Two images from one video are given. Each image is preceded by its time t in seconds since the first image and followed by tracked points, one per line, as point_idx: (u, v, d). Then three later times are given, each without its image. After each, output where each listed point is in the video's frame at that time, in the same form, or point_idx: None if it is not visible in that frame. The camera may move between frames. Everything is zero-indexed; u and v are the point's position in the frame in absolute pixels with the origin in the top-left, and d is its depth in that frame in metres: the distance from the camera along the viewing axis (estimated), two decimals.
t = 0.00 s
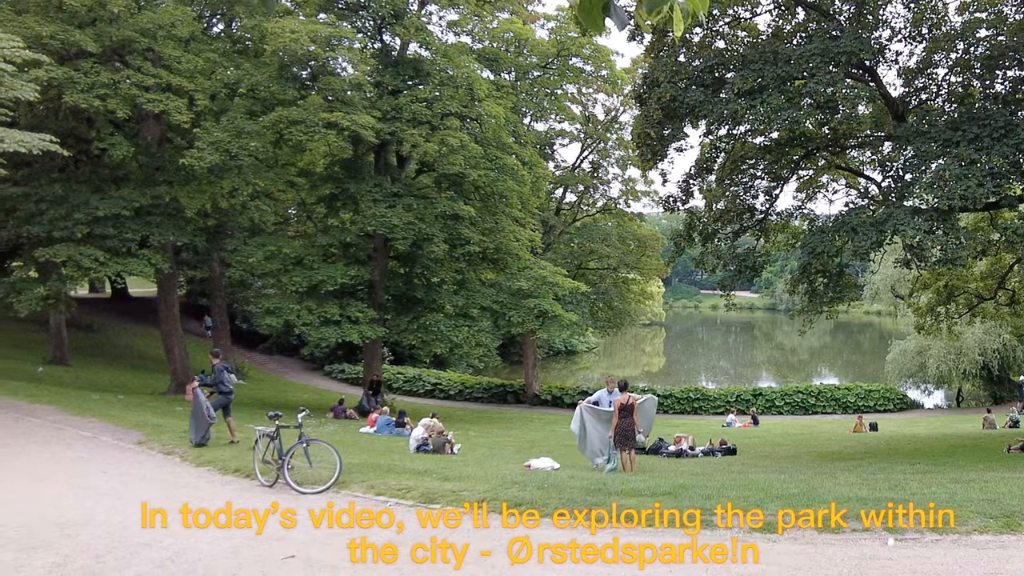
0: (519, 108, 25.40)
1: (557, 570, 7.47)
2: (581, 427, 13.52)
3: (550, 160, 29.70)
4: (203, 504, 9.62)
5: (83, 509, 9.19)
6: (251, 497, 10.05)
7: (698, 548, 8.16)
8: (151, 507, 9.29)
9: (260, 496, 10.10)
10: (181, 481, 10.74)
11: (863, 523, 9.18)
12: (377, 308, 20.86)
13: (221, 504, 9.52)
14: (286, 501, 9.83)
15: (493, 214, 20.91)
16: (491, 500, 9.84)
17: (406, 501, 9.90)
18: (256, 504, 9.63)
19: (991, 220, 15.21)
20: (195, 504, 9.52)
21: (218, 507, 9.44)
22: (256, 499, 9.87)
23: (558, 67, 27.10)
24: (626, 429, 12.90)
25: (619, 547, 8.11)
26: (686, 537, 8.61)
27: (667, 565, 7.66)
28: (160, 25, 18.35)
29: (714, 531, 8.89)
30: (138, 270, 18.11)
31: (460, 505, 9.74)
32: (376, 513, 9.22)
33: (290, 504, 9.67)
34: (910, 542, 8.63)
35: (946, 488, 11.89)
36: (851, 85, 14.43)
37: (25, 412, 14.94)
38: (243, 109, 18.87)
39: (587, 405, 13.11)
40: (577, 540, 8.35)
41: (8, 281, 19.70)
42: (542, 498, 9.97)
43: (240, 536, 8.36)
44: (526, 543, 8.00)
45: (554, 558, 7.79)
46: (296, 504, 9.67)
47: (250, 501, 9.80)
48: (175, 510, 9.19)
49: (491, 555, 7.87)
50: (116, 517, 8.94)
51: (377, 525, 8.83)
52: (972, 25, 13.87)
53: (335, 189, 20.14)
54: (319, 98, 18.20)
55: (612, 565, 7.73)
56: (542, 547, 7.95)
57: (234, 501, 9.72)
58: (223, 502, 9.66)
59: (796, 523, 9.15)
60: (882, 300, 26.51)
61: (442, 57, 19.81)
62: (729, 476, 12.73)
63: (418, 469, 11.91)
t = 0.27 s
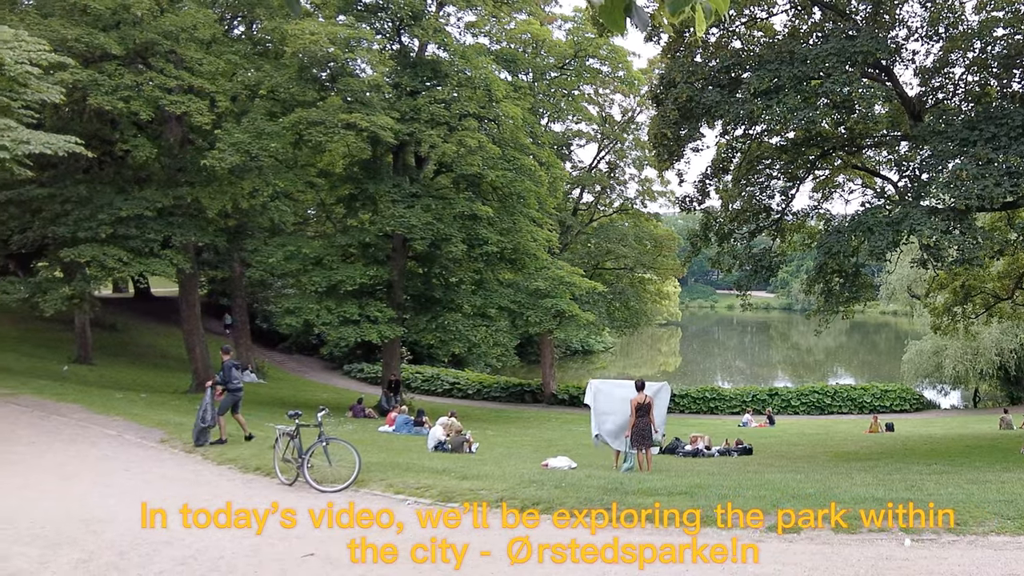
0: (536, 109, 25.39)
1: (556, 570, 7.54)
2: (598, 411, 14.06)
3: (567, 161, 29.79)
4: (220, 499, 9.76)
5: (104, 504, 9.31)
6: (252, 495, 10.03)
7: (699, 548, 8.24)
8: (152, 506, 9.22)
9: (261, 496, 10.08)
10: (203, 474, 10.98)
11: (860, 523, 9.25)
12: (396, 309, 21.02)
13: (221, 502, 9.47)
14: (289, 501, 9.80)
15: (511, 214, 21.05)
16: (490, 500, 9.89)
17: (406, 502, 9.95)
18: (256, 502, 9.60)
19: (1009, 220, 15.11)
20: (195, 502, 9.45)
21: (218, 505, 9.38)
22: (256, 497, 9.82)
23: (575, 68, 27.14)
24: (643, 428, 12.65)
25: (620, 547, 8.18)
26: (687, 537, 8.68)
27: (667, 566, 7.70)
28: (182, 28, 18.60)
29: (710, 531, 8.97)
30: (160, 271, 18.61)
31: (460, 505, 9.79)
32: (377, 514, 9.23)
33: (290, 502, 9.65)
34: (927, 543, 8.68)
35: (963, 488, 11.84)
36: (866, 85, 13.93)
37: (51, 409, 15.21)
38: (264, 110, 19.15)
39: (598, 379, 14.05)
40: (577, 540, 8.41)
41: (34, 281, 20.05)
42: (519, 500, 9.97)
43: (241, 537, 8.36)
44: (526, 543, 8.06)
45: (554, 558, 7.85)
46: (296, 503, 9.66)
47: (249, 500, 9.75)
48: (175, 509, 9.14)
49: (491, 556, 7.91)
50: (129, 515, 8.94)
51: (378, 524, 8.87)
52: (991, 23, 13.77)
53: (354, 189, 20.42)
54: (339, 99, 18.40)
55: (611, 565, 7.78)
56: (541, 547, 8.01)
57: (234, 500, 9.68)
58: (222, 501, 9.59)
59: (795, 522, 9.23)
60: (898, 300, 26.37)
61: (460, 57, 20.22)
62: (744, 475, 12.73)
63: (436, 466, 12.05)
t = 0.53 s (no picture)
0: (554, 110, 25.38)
1: (556, 570, 7.55)
2: (613, 413, 13.98)
3: (584, 161, 29.84)
4: (221, 495, 9.54)
5: (125, 494, 9.31)
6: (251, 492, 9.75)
7: (697, 547, 8.29)
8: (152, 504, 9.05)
9: (261, 490, 9.83)
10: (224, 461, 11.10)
11: (861, 522, 9.31)
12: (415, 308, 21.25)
13: (221, 501, 9.30)
14: (290, 498, 9.60)
15: (529, 215, 21.11)
16: (488, 501, 9.78)
17: (407, 498, 9.77)
18: (256, 501, 9.41)
19: None
20: (195, 501, 9.28)
21: (218, 505, 9.21)
22: (257, 493, 9.63)
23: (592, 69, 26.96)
24: (660, 428, 12.35)
25: (618, 547, 8.21)
26: (687, 538, 8.72)
27: (664, 565, 7.76)
28: (204, 30, 18.94)
29: (712, 530, 9.06)
30: (182, 271, 19.03)
31: (460, 504, 9.65)
32: (377, 514, 9.05)
33: (290, 500, 9.46)
34: (944, 544, 8.71)
35: (982, 490, 11.76)
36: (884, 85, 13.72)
37: (74, 407, 14.91)
38: (285, 112, 19.44)
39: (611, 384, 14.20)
40: (578, 540, 8.43)
41: (60, 282, 20.41)
42: (524, 497, 10.05)
43: (241, 538, 8.21)
44: (526, 543, 8.08)
45: (554, 558, 7.88)
46: (296, 501, 9.46)
47: (250, 496, 9.56)
48: (175, 507, 8.98)
49: (491, 555, 7.91)
50: (127, 515, 8.73)
51: (379, 524, 8.75)
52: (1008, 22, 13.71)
53: (374, 190, 20.54)
54: (358, 100, 18.52)
55: (612, 565, 7.80)
56: (542, 547, 8.04)
57: (234, 497, 9.48)
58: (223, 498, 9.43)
59: (795, 523, 9.31)
60: (914, 300, 26.23)
61: (478, 58, 20.34)
62: (762, 475, 12.67)
63: (454, 464, 12.15)
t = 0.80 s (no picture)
0: (572, 111, 25.38)
1: (556, 569, 7.54)
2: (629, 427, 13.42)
3: (602, 162, 29.85)
4: (225, 492, 9.55)
5: (146, 490, 9.43)
6: (252, 490, 9.70)
7: (697, 547, 8.31)
8: (153, 503, 9.05)
9: (262, 487, 9.81)
10: (245, 455, 11.19)
11: (862, 523, 9.35)
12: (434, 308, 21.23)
13: (222, 500, 9.29)
14: (292, 497, 9.57)
15: (548, 215, 21.00)
16: (488, 502, 9.73)
17: (407, 498, 9.72)
18: (257, 500, 9.39)
19: None
20: (195, 499, 9.27)
21: (218, 504, 9.19)
22: (258, 492, 9.61)
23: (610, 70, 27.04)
24: (677, 427, 12.35)
25: (618, 547, 8.20)
26: (687, 538, 8.77)
27: (663, 565, 7.74)
28: (227, 33, 19.32)
29: (707, 531, 9.09)
30: (204, 271, 19.36)
31: (460, 505, 9.60)
32: (377, 513, 8.99)
33: (290, 500, 9.44)
34: (960, 544, 8.74)
35: (1001, 491, 11.69)
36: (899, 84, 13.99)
37: (100, 403, 14.77)
38: (305, 114, 19.70)
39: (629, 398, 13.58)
40: (578, 540, 8.42)
41: (86, 283, 20.88)
42: (524, 500, 10.05)
43: (240, 538, 8.20)
44: (526, 543, 8.04)
45: (554, 558, 7.85)
46: (296, 501, 9.43)
47: (250, 495, 9.54)
48: (175, 507, 8.97)
49: (491, 555, 7.86)
50: (126, 515, 8.72)
51: (379, 524, 8.70)
52: None
53: (393, 191, 20.55)
54: (378, 102, 18.69)
55: (611, 565, 7.79)
56: (542, 547, 8.01)
57: (233, 496, 9.45)
58: (223, 497, 9.41)
59: (795, 523, 9.37)
60: (931, 300, 26.09)
61: (496, 60, 20.39)
62: (778, 476, 12.66)
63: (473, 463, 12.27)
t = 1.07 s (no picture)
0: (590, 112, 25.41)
1: (557, 569, 7.54)
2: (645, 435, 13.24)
3: (620, 163, 29.76)
4: (231, 492, 9.58)
5: (167, 487, 9.53)
6: (252, 490, 9.68)
7: (696, 547, 8.29)
8: (153, 503, 9.03)
9: (263, 487, 9.80)
10: (268, 454, 11.26)
11: (861, 522, 9.37)
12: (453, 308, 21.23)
13: (221, 500, 9.27)
14: (294, 496, 9.56)
15: (565, 216, 20.88)
16: (488, 502, 9.71)
17: (407, 498, 9.68)
18: (256, 500, 9.37)
19: None
20: (195, 499, 9.25)
21: (219, 504, 9.17)
22: (257, 492, 9.59)
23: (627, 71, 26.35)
24: (695, 427, 12.33)
25: (617, 547, 8.20)
26: (686, 538, 8.76)
27: (662, 565, 7.77)
28: (249, 35, 19.39)
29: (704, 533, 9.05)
30: (225, 272, 19.39)
31: (460, 505, 9.57)
32: (377, 514, 8.98)
33: (290, 500, 9.43)
34: (979, 545, 8.73)
35: (1020, 492, 11.65)
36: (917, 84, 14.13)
37: (125, 402, 14.89)
38: (326, 116, 19.76)
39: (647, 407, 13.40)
40: (578, 540, 8.41)
41: (111, 283, 21.22)
42: (524, 500, 9.97)
43: (240, 539, 8.17)
44: (526, 543, 8.02)
45: (554, 558, 7.83)
46: (296, 500, 9.42)
47: (249, 495, 9.51)
48: (175, 507, 8.96)
49: (491, 555, 7.84)
50: (126, 514, 8.70)
51: (381, 523, 8.69)
52: None
53: (413, 192, 20.53)
54: (397, 103, 18.68)
55: (611, 565, 7.82)
56: (542, 547, 7.99)
57: (233, 496, 9.42)
58: (223, 496, 9.39)
59: (795, 523, 9.39)
60: (949, 301, 25.97)
61: (515, 62, 19.91)
62: (796, 476, 12.65)
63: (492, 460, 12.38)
